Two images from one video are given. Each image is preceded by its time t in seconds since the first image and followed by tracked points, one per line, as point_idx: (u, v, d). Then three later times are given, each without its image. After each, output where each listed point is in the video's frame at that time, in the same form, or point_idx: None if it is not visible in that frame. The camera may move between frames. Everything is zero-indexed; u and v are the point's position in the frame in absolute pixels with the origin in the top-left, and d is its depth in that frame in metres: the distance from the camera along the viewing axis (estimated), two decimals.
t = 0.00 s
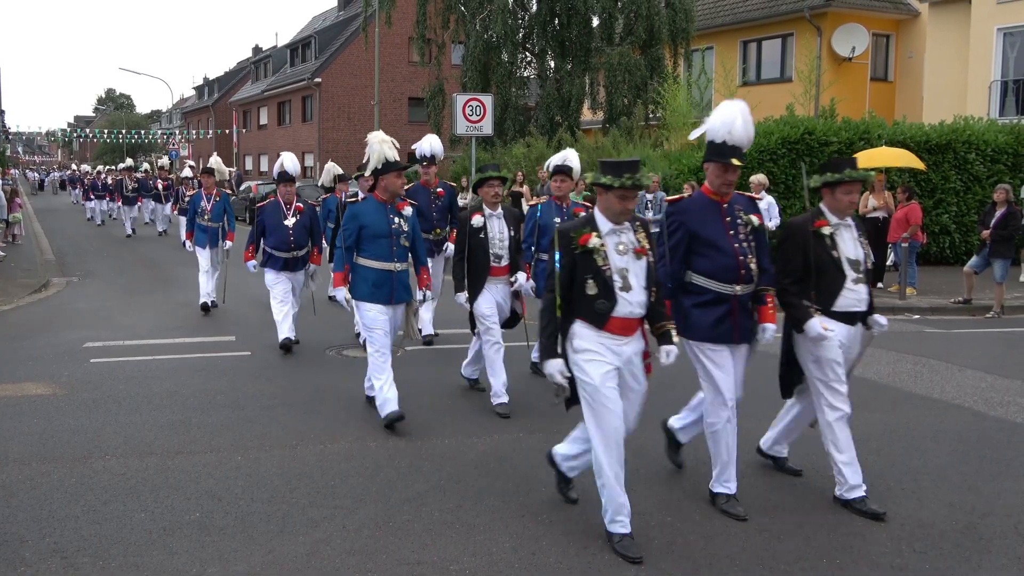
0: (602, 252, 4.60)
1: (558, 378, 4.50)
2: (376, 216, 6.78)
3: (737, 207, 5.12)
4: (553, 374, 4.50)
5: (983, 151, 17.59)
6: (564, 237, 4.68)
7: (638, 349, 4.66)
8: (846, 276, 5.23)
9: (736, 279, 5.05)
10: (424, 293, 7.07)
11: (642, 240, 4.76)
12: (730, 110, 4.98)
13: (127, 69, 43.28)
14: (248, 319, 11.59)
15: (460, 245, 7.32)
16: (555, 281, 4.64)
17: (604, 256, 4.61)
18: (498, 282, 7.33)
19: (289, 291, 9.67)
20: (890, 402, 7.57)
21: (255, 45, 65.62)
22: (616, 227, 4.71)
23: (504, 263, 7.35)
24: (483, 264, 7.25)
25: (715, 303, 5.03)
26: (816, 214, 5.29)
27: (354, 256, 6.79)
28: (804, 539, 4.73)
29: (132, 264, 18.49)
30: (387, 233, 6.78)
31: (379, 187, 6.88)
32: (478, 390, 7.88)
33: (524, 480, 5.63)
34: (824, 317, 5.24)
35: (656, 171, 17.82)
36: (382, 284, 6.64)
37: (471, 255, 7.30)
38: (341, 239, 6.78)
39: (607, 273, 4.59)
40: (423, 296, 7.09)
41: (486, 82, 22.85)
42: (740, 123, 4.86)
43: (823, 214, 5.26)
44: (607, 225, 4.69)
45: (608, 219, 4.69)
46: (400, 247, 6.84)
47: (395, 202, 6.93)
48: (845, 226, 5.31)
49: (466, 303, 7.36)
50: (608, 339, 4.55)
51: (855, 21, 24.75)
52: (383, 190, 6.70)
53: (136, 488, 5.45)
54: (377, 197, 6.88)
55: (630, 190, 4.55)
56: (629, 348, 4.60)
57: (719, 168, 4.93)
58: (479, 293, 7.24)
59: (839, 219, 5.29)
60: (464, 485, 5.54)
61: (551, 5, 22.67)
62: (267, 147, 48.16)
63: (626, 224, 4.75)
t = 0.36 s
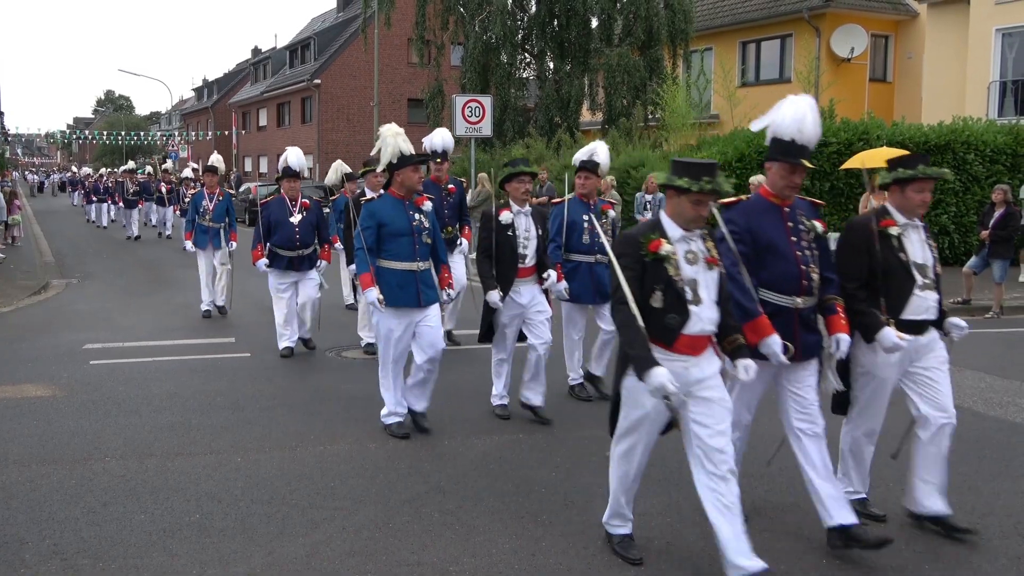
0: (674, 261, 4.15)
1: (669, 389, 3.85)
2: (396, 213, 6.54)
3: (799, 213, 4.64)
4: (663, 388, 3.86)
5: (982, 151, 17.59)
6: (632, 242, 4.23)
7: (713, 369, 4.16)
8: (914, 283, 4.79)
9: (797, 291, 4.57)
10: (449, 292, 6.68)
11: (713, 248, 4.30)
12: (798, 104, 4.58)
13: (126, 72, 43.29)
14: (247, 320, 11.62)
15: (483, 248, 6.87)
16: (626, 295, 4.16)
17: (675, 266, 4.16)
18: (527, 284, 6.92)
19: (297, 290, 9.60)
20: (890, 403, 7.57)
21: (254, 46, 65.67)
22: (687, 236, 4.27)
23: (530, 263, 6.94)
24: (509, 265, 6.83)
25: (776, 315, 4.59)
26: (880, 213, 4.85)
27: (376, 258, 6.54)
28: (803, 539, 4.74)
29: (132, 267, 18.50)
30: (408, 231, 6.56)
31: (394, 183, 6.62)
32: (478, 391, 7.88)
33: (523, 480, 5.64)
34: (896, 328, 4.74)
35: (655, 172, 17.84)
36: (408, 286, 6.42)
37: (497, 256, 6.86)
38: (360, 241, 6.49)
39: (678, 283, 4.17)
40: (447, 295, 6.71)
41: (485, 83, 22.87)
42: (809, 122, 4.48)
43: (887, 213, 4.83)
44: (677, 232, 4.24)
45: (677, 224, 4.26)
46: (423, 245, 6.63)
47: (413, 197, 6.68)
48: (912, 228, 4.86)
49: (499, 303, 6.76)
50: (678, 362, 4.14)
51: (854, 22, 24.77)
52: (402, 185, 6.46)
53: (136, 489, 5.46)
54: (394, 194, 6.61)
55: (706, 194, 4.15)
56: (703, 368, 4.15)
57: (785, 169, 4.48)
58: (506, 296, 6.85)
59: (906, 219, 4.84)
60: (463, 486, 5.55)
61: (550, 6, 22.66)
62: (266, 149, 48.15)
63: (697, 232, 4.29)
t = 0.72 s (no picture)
0: (772, 279, 3.67)
1: (713, 433, 3.65)
2: (431, 223, 6.13)
3: (890, 225, 4.19)
4: (709, 429, 3.66)
5: (982, 156, 17.60)
6: (723, 256, 3.75)
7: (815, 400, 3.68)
8: (1012, 305, 4.47)
9: (887, 310, 4.13)
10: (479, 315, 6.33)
11: (817, 266, 3.80)
12: (891, 100, 4.10)
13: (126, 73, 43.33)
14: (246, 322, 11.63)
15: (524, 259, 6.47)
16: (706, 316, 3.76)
17: (774, 284, 3.68)
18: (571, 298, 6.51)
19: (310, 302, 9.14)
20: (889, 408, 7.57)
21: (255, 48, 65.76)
22: (788, 251, 3.76)
23: (576, 276, 6.51)
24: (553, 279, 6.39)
25: (863, 337, 4.16)
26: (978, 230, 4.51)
27: (406, 268, 6.16)
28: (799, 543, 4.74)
29: (131, 268, 18.51)
30: (444, 243, 6.15)
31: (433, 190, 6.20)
32: (477, 395, 7.88)
33: (522, 484, 5.65)
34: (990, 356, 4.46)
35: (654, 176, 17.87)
36: (438, 303, 6.03)
37: (540, 269, 6.45)
38: (392, 248, 6.10)
39: (778, 303, 3.67)
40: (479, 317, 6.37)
41: (485, 86, 22.91)
42: (907, 116, 4.01)
43: (985, 229, 4.50)
44: (776, 245, 3.74)
45: (777, 236, 3.76)
46: (458, 259, 6.22)
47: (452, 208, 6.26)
48: (1009, 246, 4.50)
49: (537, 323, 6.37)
50: (775, 389, 3.62)
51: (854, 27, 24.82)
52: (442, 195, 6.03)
53: (136, 490, 5.47)
54: (432, 203, 6.21)
55: (813, 205, 3.65)
56: (805, 400, 3.65)
57: (878, 172, 4.06)
58: (547, 313, 6.42)
59: (1005, 236, 4.49)
60: (461, 488, 5.56)
61: (551, 9, 22.66)
62: (266, 150, 48.20)
63: (800, 246, 3.79)
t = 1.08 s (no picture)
0: (872, 320, 3.21)
1: (785, 492, 3.34)
2: (460, 232, 5.65)
3: (987, 253, 3.76)
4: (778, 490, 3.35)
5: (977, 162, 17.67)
6: (815, 292, 3.30)
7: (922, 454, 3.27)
8: None
9: (998, 348, 3.68)
10: (511, 327, 5.80)
11: (921, 301, 3.36)
12: (981, 114, 3.75)
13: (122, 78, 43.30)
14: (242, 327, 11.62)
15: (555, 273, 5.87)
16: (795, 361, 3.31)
17: (874, 325, 3.22)
18: (601, 314, 5.89)
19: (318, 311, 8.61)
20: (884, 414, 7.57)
21: (252, 53, 65.83)
22: (889, 285, 3.29)
23: (612, 292, 5.89)
24: (584, 297, 5.80)
25: (970, 381, 3.71)
26: None
27: (433, 282, 5.65)
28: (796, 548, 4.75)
29: (128, 272, 18.49)
30: (474, 253, 5.65)
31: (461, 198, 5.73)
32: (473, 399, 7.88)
33: (518, 489, 5.64)
34: None
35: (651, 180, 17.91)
36: (470, 319, 5.52)
37: (574, 283, 5.84)
38: (417, 260, 5.61)
39: (880, 348, 3.22)
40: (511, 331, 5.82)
41: (482, 91, 22.86)
42: (1001, 133, 3.68)
43: None
44: (876, 281, 3.27)
45: (876, 270, 3.30)
46: (489, 270, 5.71)
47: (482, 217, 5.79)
48: None
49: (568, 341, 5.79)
50: (882, 445, 3.19)
51: (850, 33, 24.89)
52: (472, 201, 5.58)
53: (132, 495, 5.46)
54: (460, 211, 5.71)
55: (920, 234, 3.19)
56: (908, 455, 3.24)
57: (981, 193, 3.68)
58: (579, 330, 5.80)
59: None
60: (457, 494, 5.55)
61: (548, 14, 22.66)
62: (263, 154, 48.22)
63: (903, 279, 3.33)
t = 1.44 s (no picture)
0: (1013, 344, 2.83)
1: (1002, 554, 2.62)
2: (485, 241, 5.36)
3: None
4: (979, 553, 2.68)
5: (973, 171, 17.73)
6: (945, 309, 2.89)
7: None
8: None
9: None
10: (546, 341, 5.50)
11: None
12: None
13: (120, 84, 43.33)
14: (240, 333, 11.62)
15: (597, 285, 5.51)
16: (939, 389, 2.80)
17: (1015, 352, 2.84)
18: (651, 328, 5.57)
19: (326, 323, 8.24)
20: (879, 422, 7.59)
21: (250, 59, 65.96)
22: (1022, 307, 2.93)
23: (658, 304, 5.58)
24: (632, 311, 5.46)
25: None
26: None
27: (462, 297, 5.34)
28: (793, 557, 4.76)
29: (125, 277, 18.47)
30: (503, 262, 5.35)
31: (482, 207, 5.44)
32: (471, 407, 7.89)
33: (515, 496, 5.65)
34: None
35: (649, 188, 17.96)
36: (505, 331, 5.21)
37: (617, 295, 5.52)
38: (444, 275, 5.29)
39: (1020, 376, 2.86)
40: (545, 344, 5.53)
41: (481, 97, 22.89)
42: None
43: None
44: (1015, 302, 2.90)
45: (1009, 287, 2.93)
46: (520, 279, 5.42)
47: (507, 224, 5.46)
48: None
49: (618, 357, 5.39)
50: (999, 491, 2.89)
51: (847, 42, 24.97)
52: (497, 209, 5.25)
53: (129, 501, 5.46)
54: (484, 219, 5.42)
55: None
56: None
57: None
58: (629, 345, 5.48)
59: None
60: (454, 501, 5.55)
61: (546, 21, 22.70)
62: (261, 160, 48.23)
63: None
